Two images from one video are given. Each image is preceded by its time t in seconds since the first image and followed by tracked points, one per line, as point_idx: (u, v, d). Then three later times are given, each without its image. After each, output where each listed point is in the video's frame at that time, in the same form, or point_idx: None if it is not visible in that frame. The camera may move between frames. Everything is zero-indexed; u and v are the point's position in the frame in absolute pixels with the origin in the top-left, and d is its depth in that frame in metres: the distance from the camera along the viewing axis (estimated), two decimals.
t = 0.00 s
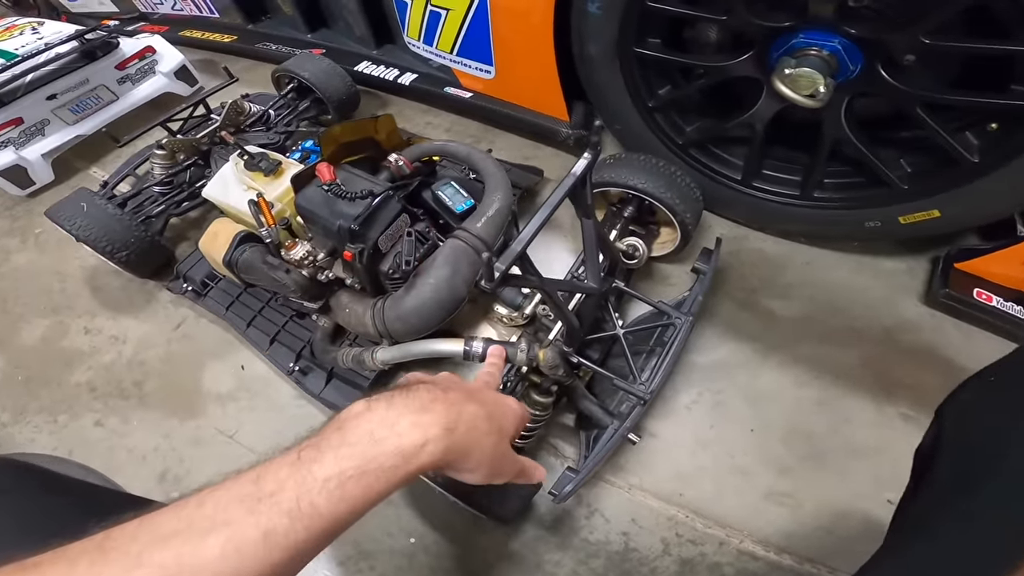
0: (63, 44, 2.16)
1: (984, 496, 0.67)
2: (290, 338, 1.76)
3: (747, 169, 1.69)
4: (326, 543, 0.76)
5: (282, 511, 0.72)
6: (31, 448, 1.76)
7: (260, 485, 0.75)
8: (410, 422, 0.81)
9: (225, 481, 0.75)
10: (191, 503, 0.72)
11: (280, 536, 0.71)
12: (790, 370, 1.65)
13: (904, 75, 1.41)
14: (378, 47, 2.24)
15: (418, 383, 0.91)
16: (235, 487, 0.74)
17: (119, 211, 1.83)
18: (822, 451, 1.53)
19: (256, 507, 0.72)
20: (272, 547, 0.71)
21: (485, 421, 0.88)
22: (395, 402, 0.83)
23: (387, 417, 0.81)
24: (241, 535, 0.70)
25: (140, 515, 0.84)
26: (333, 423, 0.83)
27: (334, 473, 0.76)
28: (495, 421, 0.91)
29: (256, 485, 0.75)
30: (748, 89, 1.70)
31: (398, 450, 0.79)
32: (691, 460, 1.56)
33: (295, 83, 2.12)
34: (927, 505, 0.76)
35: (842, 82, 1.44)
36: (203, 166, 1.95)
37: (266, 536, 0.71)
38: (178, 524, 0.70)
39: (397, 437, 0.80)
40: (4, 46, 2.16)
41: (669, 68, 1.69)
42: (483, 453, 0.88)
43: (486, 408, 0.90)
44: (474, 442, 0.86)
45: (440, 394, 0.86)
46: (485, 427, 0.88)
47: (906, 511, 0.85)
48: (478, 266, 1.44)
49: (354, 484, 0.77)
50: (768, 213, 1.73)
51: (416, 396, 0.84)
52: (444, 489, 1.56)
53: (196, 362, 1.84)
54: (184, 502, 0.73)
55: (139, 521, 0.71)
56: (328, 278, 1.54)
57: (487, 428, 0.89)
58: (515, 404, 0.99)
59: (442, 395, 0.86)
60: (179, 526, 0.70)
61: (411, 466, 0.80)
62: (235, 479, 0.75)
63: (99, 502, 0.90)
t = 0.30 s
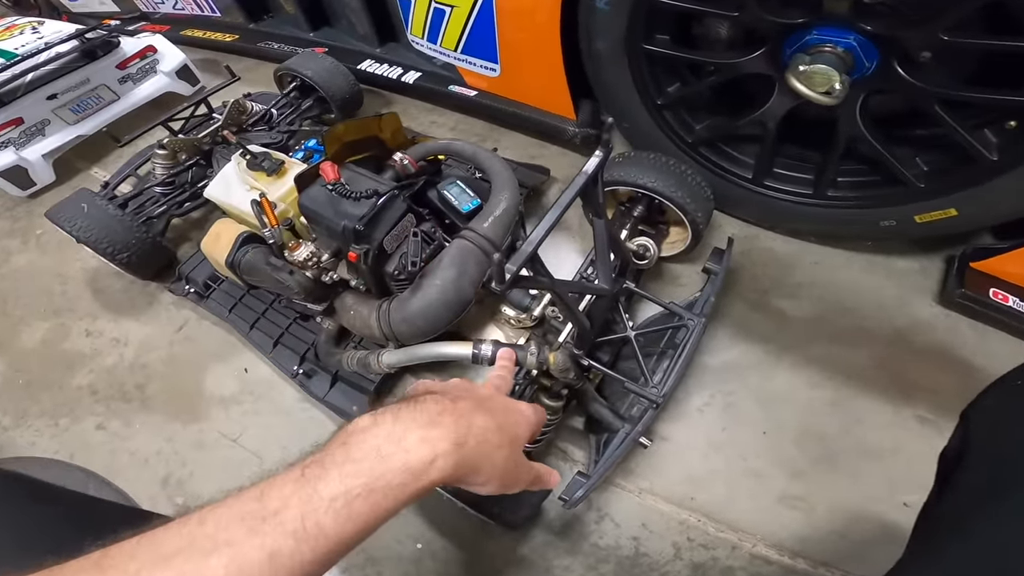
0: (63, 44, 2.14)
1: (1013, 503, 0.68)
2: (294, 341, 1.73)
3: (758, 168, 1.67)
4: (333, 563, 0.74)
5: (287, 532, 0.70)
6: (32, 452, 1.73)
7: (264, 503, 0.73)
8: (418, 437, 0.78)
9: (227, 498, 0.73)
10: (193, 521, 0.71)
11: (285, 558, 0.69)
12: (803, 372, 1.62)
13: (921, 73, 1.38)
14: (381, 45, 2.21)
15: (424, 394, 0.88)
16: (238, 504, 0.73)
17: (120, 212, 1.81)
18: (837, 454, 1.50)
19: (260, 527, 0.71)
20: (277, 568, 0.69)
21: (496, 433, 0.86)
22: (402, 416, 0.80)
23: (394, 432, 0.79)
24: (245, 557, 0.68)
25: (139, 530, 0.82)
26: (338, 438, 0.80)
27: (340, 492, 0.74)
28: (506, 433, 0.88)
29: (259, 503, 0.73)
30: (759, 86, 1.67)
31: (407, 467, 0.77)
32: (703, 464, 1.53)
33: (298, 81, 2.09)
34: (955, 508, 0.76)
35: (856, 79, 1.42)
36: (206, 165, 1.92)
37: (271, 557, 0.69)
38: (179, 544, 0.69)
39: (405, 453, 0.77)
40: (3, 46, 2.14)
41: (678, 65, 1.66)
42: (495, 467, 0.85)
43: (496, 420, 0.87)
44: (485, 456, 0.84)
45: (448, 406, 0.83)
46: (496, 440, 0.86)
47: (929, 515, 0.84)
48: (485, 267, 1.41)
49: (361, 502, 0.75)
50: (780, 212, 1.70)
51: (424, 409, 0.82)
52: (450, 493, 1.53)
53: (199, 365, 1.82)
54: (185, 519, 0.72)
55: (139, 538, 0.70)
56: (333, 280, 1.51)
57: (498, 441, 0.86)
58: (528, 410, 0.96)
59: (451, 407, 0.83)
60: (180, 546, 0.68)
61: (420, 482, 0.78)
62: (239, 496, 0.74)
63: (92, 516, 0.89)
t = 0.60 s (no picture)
0: (73, 47, 2.13)
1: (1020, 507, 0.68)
2: (305, 344, 1.75)
3: (766, 170, 1.67)
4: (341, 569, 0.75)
5: (295, 539, 0.72)
6: (48, 454, 1.75)
7: (271, 511, 0.74)
8: (423, 442, 0.80)
9: (235, 507, 0.75)
10: (201, 530, 0.72)
11: (294, 565, 0.70)
12: (812, 373, 1.62)
13: (932, 74, 1.35)
14: (388, 48, 2.23)
15: (427, 396, 0.89)
16: (245, 513, 0.74)
17: (133, 216, 1.83)
18: (847, 455, 1.50)
19: (268, 535, 0.72)
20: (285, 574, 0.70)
21: (502, 433, 0.86)
22: (406, 422, 0.82)
23: (399, 438, 0.80)
24: (254, 564, 0.69)
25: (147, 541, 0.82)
26: (343, 445, 0.82)
27: (346, 498, 0.75)
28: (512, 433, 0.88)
29: (266, 511, 0.74)
30: (766, 88, 1.66)
31: (412, 473, 0.78)
32: (712, 465, 1.53)
33: (305, 85, 2.11)
34: (961, 515, 0.77)
35: (864, 80, 1.42)
36: (216, 170, 1.94)
37: (281, 564, 0.70)
38: (189, 554, 0.70)
39: (410, 459, 0.78)
40: (14, 51, 2.15)
41: (684, 68, 1.66)
42: (500, 467, 0.86)
43: (503, 420, 0.87)
44: (490, 458, 0.84)
45: (452, 409, 0.84)
46: (501, 441, 0.86)
47: (937, 521, 0.84)
48: (494, 270, 1.42)
49: (368, 509, 0.75)
50: (788, 213, 1.71)
51: (427, 415, 0.83)
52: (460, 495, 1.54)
53: (211, 368, 1.83)
54: (195, 528, 0.73)
55: (150, 549, 0.71)
56: (343, 283, 1.52)
57: (504, 442, 0.86)
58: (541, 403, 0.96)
59: (455, 411, 0.84)
60: (189, 557, 0.70)
61: (425, 488, 0.79)
62: (247, 505, 0.75)
63: (109, 528, 0.93)
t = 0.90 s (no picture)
0: (86, 51, 2.16)
1: None
2: (317, 344, 1.77)
3: (775, 168, 1.67)
4: None
5: (284, 557, 0.74)
6: (66, 454, 1.78)
7: (260, 527, 0.78)
8: (421, 452, 0.81)
9: (226, 521, 0.79)
10: (188, 545, 0.76)
11: None
12: (822, 371, 1.62)
13: (940, 72, 1.37)
14: (395, 49, 2.24)
15: (428, 390, 0.90)
16: (236, 528, 0.78)
17: (148, 219, 1.85)
18: (858, 453, 1.50)
19: (255, 553, 0.75)
20: None
21: (513, 426, 0.85)
22: (403, 428, 0.83)
23: (396, 447, 0.82)
24: None
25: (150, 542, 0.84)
26: (338, 452, 0.85)
27: (339, 514, 0.77)
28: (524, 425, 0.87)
29: (255, 527, 0.78)
30: (774, 87, 1.67)
31: (410, 483, 0.79)
32: (722, 463, 1.54)
33: (314, 87, 2.13)
34: (979, 511, 0.77)
35: (872, 79, 1.42)
36: (228, 172, 1.97)
37: None
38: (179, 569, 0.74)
39: (408, 469, 0.80)
40: (28, 55, 2.18)
41: (691, 67, 1.67)
42: (511, 462, 0.86)
43: (513, 414, 0.86)
44: (497, 459, 0.85)
45: (452, 410, 0.85)
46: (512, 437, 0.85)
47: (954, 518, 0.85)
48: (504, 270, 1.43)
49: (363, 525, 0.77)
50: (797, 212, 1.71)
51: (425, 421, 0.84)
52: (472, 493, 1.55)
53: (225, 368, 1.86)
54: (183, 542, 0.77)
55: (137, 563, 0.75)
56: (355, 284, 1.54)
57: (515, 437, 0.85)
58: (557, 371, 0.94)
59: (456, 411, 0.85)
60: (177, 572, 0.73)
61: (425, 499, 0.80)
62: (234, 520, 0.79)
63: (124, 530, 0.95)
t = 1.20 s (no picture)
0: (93, 54, 2.17)
1: None
2: (324, 346, 1.78)
3: (780, 168, 1.67)
4: None
5: (304, 556, 0.75)
6: (78, 455, 1.80)
7: (281, 527, 0.79)
8: (433, 455, 0.82)
9: (246, 522, 0.80)
10: (212, 545, 0.78)
11: None
12: (829, 371, 1.62)
13: (945, 71, 1.36)
14: (399, 51, 2.25)
15: (436, 396, 0.91)
16: (256, 527, 0.79)
17: (156, 223, 1.87)
18: (866, 452, 1.50)
19: (276, 552, 0.76)
20: None
21: (518, 428, 0.87)
22: (415, 433, 0.85)
23: (409, 450, 0.83)
24: None
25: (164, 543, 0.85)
26: (353, 456, 0.86)
27: (356, 514, 0.78)
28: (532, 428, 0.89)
29: (276, 526, 0.79)
30: (778, 86, 1.67)
31: (423, 485, 0.80)
32: (729, 462, 1.54)
33: (319, 90, 2.14)
34: (983, 510, 0.77)
35: (876, 78, 1.42)
36: (235, 175, 1.97)
37: None
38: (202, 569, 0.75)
39: (421, 471, 0.81)
40: (34, 59, 2.20)
41: (695, 67, 1.67)
42: (519, 465, 0.88)
43: (520, 417, 0.88)
44: (505, 461, 0.86)
45: (462, 414, 0.87)
46: (519, 440, 0.87)
47: (959, 518, 0.85)
48: (509, 271, 1.44)
49: (379, 524, 0.78)
50: (803, 210, 1.71)
51: (437, 424, 0.86)
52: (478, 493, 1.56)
53: (233, 370, 1.87)
54: (206, 542, 0.79)
55: (162, 561, 0.76)
56: (362, 286, 1.55)
57: (523, 440, 0.87)
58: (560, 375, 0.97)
59: (465, 416, 0.86)
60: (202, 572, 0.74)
61: (438, 499, 0.81)
62: (255, 520, 0.80)
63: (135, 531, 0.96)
